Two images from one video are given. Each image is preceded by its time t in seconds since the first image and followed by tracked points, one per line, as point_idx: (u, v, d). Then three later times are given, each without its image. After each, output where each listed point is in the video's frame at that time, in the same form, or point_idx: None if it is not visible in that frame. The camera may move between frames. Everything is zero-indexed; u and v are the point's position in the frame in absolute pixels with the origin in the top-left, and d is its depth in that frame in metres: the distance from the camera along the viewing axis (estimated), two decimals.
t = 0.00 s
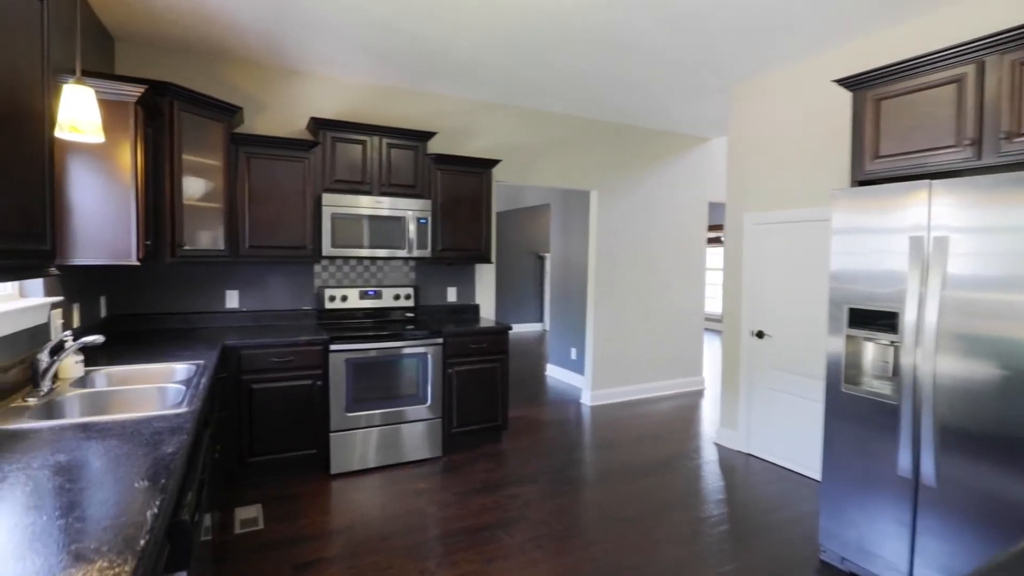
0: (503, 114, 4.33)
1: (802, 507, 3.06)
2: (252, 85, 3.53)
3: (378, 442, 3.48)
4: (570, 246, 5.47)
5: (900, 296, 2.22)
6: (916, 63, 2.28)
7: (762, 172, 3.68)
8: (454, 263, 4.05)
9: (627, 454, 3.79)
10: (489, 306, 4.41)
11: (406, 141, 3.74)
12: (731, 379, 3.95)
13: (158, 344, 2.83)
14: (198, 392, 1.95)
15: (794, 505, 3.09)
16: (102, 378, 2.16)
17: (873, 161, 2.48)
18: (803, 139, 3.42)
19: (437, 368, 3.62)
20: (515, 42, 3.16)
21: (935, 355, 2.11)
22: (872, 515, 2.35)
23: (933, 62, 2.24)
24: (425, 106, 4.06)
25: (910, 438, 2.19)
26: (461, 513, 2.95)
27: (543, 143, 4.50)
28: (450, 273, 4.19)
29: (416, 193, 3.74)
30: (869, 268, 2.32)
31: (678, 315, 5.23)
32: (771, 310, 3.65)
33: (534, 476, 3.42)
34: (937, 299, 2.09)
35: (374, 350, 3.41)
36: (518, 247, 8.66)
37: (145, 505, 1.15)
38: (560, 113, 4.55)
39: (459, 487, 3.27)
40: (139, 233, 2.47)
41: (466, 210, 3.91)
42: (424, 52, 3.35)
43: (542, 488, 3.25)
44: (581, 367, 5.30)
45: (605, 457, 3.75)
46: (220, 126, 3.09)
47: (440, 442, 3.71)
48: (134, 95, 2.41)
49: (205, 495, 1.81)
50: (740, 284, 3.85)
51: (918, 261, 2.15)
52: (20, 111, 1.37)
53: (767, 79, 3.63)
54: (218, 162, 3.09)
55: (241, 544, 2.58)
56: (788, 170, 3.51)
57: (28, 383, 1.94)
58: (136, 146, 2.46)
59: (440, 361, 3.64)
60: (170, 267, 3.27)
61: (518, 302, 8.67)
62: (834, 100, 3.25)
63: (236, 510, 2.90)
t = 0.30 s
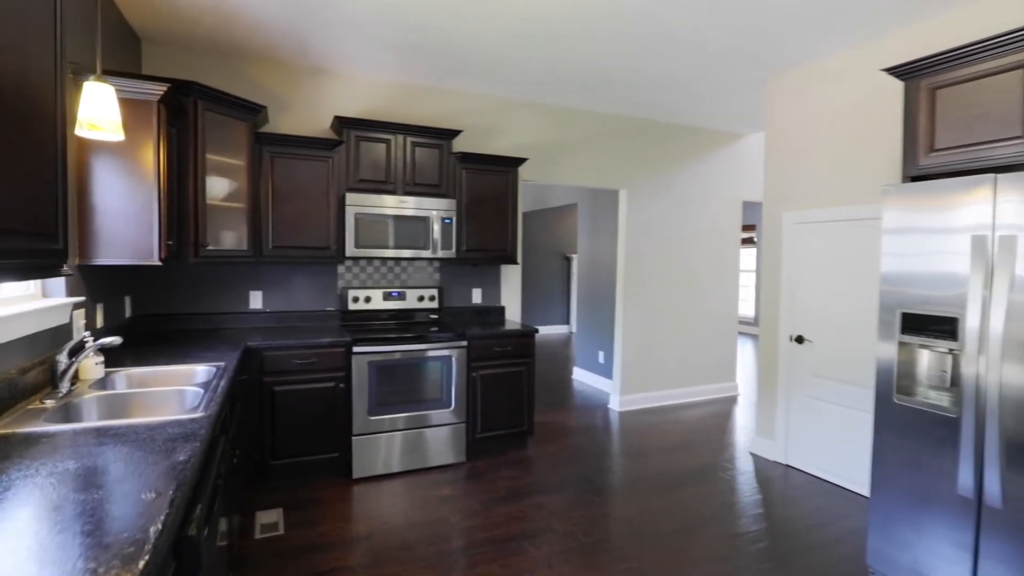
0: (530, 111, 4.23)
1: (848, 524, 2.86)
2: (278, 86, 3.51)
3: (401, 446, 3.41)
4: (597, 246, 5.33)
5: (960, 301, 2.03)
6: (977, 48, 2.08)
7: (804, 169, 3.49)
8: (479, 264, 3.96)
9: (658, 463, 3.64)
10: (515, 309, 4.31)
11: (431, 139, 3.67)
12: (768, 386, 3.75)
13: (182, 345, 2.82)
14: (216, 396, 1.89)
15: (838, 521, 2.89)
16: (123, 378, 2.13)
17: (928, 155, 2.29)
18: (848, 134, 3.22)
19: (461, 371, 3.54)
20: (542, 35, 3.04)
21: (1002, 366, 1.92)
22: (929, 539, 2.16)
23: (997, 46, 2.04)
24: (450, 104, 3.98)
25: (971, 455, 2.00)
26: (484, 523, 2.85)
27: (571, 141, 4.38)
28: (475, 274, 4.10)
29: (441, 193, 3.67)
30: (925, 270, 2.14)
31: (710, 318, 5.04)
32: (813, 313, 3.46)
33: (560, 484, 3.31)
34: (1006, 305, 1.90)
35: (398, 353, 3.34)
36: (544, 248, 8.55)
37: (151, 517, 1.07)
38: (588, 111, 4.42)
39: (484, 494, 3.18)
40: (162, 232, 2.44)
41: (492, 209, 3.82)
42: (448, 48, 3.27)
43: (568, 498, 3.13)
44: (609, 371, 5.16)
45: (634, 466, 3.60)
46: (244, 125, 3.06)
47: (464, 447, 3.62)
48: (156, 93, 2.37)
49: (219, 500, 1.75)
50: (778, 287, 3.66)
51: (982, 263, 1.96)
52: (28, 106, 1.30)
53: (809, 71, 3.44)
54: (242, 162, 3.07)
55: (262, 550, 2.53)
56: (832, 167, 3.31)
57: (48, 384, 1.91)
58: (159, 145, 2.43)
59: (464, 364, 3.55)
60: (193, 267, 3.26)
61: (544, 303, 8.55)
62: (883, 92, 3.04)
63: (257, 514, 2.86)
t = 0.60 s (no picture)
0: (555, 109, 4.11)
1: (897, 544, 2.66)
2: (301, 86, 3.48)
3: (423, 452, 3.33)
4: (624, 248, 5.19)
5: None
6: None
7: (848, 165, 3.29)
8: (503, 266, 3.86)
9: (690, 473, 3.48)
10: (540, 311, 4.19)
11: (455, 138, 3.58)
12: (807, 394, 3.56)
13: (203, 347, 2.79)
14: (231, 400, 1.83)
15: (887, 540, 2.69)
16: (141, 382, 2.09)
17: (991, 146, 2.10)
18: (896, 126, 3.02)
19: (485, 376, 3.44)
20: (569, 28, 2.93)
21: None
22: (993, 565, 1.97)
23: None
24: (474, 103, 3.90)
25: None
26: (508, 533, 2.74)
27: (598, 139, 4.25)
28: (499, 276, 4.00)
29: (464, 193, 3.58)
30: (990, 271, 1.95)
31: (743, 322, 4.85)
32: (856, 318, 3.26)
33: (587, 494, 3.18)
34: None
35: (420, 356, 3.26)
36: (569, 250, 8.41)
37: (149, 538, 0.97)
38: (615, 108, 4.29)
39: (508, 503, 3.07)
40: (182, 232, 2.41)
41: (517, 209, 3.71)
42: (471, 45, 3.18)
43: (596, 509, 3.00)
44: (637, 376, 5.00)
45: (665, 476, 3.45)
46: (266, 125, 3.03)
47: (487, 454, 3.52)
48: (176, 91, 2.33)
49: (231, 510, 1.68)
50: (818, 289, 3.47)
51: None
52: (34, 101, 1.24)
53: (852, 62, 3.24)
54: (264, 163, 3.03)
55: (280, 558, 2.47)
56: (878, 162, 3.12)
57: (64, 387, 1.88)
58: (180, 145, 2.39)
59: (487, 368, 3.45)
60: (215, 268, 3.24)
61: (569, 306, 8.41)
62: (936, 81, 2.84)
63: (277, 519, 2.81)
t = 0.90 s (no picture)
0: (582, 107, 3.99)
1: (955, 569, 2.46)
2: (322, 86, 3.43)
3: (445, 459, 3.24)
4: (652, 249, 5.02)
5: None
6: None
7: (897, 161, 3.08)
8: (528, 268, 3.75)
9: (724, 486, 3.31)
10: (565, 315, 4.07)
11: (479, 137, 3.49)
12: (850, 404, 3.35)
13: (223, 350, 2.75)
14: (245, 408, 1.76)
15: (944, 565, 2.49)
16: (157, 386, 2.04)
17: None
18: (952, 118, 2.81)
19: (509, 381, 3.33)
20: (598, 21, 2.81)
21: None
22: None
23: None
24: (498, 101, 3.80)
25: None
26: (533, 547, 2.63)
27: (626, 138, 4.11)
28: (524, 278, 3.90)
29: (488, 193, 3.48)
30: None
31: (778, 327, 4.63)
32: (905, 324, 3.05)
33: (616, 507, 3.04)
34: None
35: (442, 361, 3.17)
36: (593, 252, 8.25)
37: (137, 570, 0.88)
38: (644, 105, 4.14)
39: (533, 514, 2.95)
40: (200, 234, 2.36)
41: (542, 210, 3.60)
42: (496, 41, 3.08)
43: (626, 523, 2.86)
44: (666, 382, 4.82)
45: (698, 488, 3.29)
46: (288, 125, 2.98)
47: (511, 462, 3.41)
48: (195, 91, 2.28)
49: (241, 523, 1.61)
50: (863, 293, 3.26)
51: None
52: (34, 95, 1.17)
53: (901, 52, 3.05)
54: (285, 163, 2.99)
55: (298, 567, 2.41)
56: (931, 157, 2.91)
57: (78, 392, 1.83)
58: (199, 146, 2.34)
59: (511, 374, 3.34)
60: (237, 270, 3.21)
61: (594, 309, 8.25)
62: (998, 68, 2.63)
63: (295, 527, 2.75)
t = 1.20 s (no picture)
0: (608, 105, 3.86)
1: None
2: (343, 86, 3.38)
3: (466, 468, 3.14)
4: (680, 252, 4.85)
5: None
6: None
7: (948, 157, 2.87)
8: (552, 271, 3.63)
9: (759, 501, 3.14)
10: (590, 320, 3.94)
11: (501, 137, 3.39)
12: (897, 416, 3.14)
13: (241, 353, 2.71)
14: (256, 416, 1.68)
15: None
16: (171, 392, 1.99)
17: None
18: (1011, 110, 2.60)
19: (532, 388, 3.22)
20: (627, 15, 2.69)
21: None
22: None
23: None
24: (521, 100, 3.70)
25: None
26: (559, 563, 2.51)
27: (654, 136, 3.97)
28: (547, 281, 3.78)
29: (511, 193, 3.38)
30: None
31: (815, 333, 4.42)
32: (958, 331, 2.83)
33: (644, 521, 2.90)
34: None
35: (464, 366, 3.07)
36: (619, 255, 8.08)
37: None
38: (673, 102, 3.99)
39: (557, 528, 2.83)
40: (217, 236, 2.31)
41: (567, 211, 3.48)
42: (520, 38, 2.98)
43: (655, 539, 2.72)
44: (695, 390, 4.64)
45: (731, 503, 3.12)
46: (307, 125, 2.93)
47: (534, 471, 3.29)
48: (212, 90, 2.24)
49: (251, 538, 1.54)
50: (911, 298, 3.05)
51: None
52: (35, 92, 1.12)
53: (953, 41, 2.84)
54: (305, 164, 2.94)
55: None
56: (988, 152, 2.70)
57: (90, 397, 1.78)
58: (217, 146, 2.30)
59: (535, 380, 3.23)
60: (257, 272, 3.18)
61: (619, 312, 8.08)
62: None
63: (312, 535, 2.68)
